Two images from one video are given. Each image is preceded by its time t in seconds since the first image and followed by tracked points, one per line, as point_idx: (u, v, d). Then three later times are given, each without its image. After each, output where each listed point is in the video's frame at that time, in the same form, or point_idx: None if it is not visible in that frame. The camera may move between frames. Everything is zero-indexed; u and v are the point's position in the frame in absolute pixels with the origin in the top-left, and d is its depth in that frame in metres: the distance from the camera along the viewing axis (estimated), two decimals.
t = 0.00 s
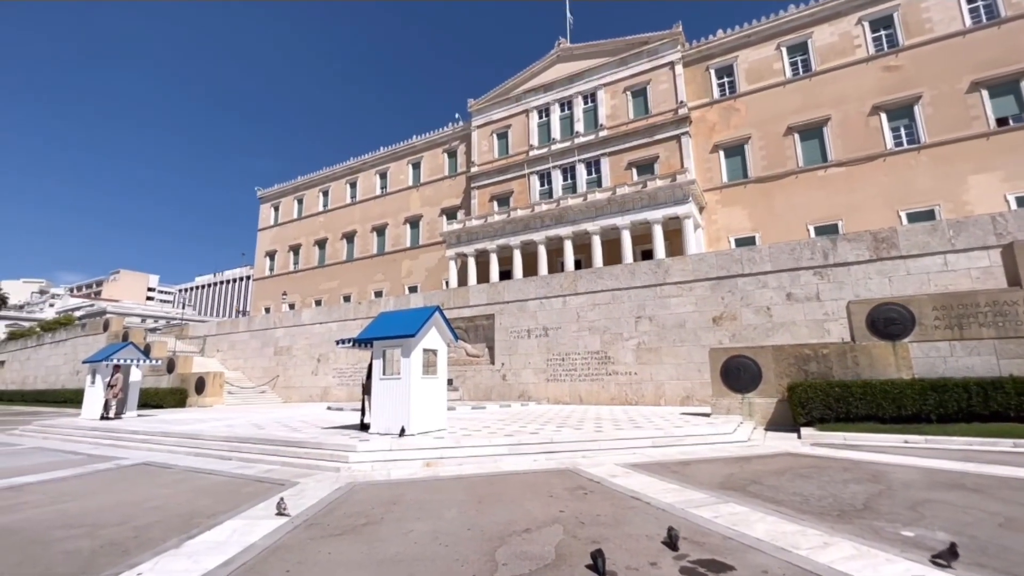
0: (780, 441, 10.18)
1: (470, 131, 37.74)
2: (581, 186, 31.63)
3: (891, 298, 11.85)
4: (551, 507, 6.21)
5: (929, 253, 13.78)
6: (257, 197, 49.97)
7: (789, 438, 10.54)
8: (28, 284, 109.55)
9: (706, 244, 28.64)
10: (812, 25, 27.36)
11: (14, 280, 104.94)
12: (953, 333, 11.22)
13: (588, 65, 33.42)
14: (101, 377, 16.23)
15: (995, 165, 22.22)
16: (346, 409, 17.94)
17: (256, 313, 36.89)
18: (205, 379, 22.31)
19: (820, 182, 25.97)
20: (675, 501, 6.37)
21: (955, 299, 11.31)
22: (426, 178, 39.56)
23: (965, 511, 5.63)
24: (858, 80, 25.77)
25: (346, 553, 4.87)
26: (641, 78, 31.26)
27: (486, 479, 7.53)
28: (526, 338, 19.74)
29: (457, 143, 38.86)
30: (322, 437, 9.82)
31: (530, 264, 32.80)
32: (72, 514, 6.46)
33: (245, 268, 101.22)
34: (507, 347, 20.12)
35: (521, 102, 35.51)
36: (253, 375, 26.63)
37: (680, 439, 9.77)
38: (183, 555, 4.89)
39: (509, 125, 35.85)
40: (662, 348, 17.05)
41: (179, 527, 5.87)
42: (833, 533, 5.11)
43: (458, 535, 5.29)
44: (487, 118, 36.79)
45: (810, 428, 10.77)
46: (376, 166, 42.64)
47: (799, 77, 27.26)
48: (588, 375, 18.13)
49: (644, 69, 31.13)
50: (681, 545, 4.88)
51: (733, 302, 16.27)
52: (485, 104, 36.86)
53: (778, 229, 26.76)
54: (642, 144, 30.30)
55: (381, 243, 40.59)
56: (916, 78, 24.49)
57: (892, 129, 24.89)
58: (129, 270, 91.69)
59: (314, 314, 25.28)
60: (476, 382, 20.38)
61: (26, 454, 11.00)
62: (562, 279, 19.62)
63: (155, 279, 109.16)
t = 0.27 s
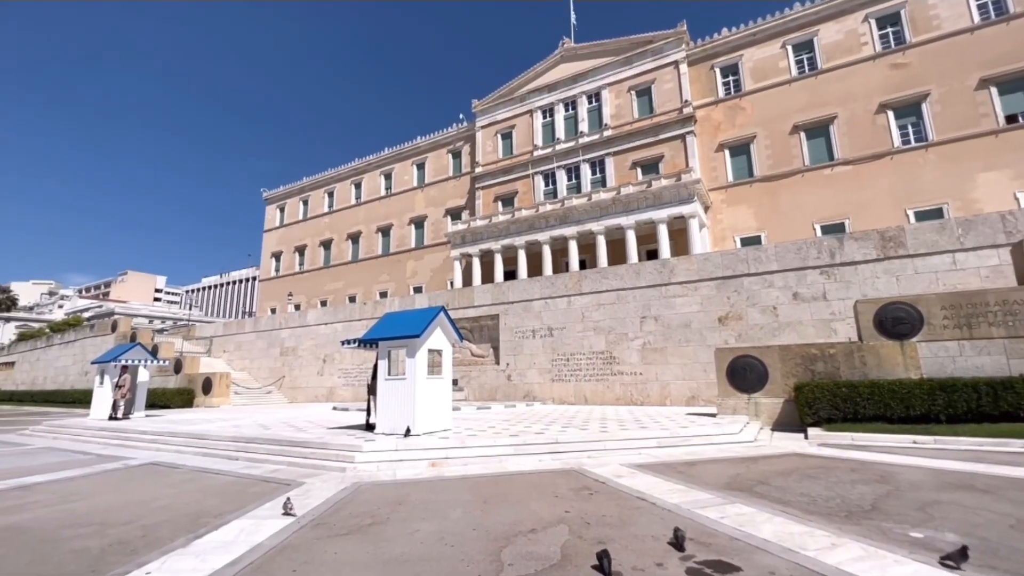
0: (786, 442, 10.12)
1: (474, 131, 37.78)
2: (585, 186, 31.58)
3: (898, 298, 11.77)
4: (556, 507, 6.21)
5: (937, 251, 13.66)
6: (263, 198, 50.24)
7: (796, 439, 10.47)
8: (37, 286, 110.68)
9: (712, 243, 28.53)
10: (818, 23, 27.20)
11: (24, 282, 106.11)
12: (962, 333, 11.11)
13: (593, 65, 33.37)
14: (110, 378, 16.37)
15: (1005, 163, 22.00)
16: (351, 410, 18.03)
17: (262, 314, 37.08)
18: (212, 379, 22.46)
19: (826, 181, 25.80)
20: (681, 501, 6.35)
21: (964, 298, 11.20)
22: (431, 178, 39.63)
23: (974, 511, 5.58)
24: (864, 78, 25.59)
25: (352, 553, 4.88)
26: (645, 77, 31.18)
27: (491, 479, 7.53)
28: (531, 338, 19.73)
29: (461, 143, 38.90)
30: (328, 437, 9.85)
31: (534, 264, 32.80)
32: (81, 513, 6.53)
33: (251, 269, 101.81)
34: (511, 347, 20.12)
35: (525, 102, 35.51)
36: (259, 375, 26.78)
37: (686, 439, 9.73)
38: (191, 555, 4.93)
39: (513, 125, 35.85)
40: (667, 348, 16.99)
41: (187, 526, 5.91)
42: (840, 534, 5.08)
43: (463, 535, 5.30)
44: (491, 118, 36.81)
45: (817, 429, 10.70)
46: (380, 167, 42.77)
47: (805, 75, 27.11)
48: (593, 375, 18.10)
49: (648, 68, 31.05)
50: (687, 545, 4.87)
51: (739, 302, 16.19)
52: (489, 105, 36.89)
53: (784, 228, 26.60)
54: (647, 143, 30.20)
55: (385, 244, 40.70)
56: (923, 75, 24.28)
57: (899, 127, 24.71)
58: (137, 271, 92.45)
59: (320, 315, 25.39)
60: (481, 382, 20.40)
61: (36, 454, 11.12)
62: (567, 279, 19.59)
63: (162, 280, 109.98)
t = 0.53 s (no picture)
0: (794, 442, 10.05)
1: (479, 132, 37.83)
2: (590, 185, 31.53)
3: (907, 296, 11.64)
4: (562, 508, 6.19)
5: (946, 250, 13.53)
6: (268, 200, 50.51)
7: (803, 439, 10.40)
8: (47, 288, 111.90)
9: (718, 242, 28.40)
10: (824, 21, 27.02)
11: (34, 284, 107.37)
12: (972, 332, 11.00)
13: (597, 64, 33.32)
14: (118, 378, 16.52)
15: (1015, 160, 21.76)
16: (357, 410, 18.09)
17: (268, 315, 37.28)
18: (219, 380, 22.60)
19: (833, 179, 25.61)
20: (687, 502, 6.32)
21: (974, 296, 11.08)
22: (435, 179, 39.71)
23: (985, 512, 5.52)
24: (872, 75, 25.38)
25: (358, 552, 4.90)
26: (650, 76, 31.08)
27: (497, 480, 7.53)
28: (536, 338, 19.72)
29: (466, 143, 38.96)
30: (334, 437, 9.89)
31: (539, 264, 32.80)
32: (91, 512, 6.59)
33: (258, 270, 102.43)
34: (517, 348, 20.12)
35: (530, 102, 35.50)
36: (265, 376, 26.93)
37: (692, 439, 9.69)
38: (199, 554, 4.96)
39: (518, 125, 35.86)
40: (673, 348, 16.93)
41: (195, 525, 5.95)
42: (849, 535, 5.03)
43: (469, 536, 5.30)
44: (496, 118, 36.83)
45: (825, 429, 10.63)
46: (385, 168, 42.91)
47: (811, 73, 26.93)
48: (598, 375, 18.07)
49: (653, 67, 30.96)
50: (694, 546, 4.84)
51: (745, 301, 16.10)
52: (493, 105, 36.90)
53: (791, 227, 26.43)
54: (652, 142, 30.11)
55: (390, 244, 40.82)
56: (932, 72, 24.05)
57: (906, 125, 24.49)
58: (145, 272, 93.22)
59: (326, 315, 25.50)
60: (486, 382, 20.41)
61: (46, 454, 11.23)
62: (572, 279, 19.56)
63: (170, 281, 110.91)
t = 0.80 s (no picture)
0: (802, 442, 9.98)
1: (484, 132, 37.87)
2: (595, 185, 31.47)
3: (917, 295, 11.51)
4: (568, 508, 6.18)
5: (957, 248, 13.37)
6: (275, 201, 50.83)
7: (811, 439, 10.32)
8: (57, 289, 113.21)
9: (724, 241, 28.26)
10: (831, 18, 26.81)
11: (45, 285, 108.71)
12: (983, 331, 10.90)
13: (602, 63, 33.24)
14: (128, 378, 16.69)
15: None
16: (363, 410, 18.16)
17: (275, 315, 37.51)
18: (227, 380, 22.76)
19: (841, 178, 25.40)
20: (694, 502, 6.28)
21: (985, 295, 10.97)
22: (440, 179, 39.78)
23: (997, 513, 5.45)
24: (880, 72, 25.15)
25: (365, 552, 4.91)
26: (655, 75, 30.98)
27: (503, 479, 7.53)
28: (542, 338, 19.70)
29: (471, 144, 39.00)
30: (341, 437, 9.93)
31: (544, 264, 32.79)
32: (101, 511, 6.65)
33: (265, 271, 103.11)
34: (522, 348, 20.11)
35: (535, 102, 35.47)
36: (273, 376, 27.09)
37: (699, 439, 9.64)
38: (208, 552, 5.00)
39: (523, 125, 35.84)
40: (680, 348, 16.86)
41: (203, 524, 6.00)
42: (858, 536, 4.98)
43: (475, 535, 5.30)
44: (501, 118, 36.84)
45: (833, 429, 10.54)
46: (391, 168, 43.05)
47: (818, 71, 26.73)
48: (604, 375, 18.03)
49: (658, 66, 30.85)
50: (701, 546, 4.82)
51: (752, 301, 16.00)
52: (498, 105, 36.92)
53: (798, 226, 26.24)
54: (657, 141, 30.00)
55: (396, 245, 40.95)
56: (941, 68, 23.79)
57: (916, 122, 24.24)
58: (153, 273, 94.06)
59: (332, 316, 25.62)
60: (492, 382, 20.43)
61: (57, 453, 11.36)
62: (578, 279, 19.53)
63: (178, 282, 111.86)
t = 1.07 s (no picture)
0: (811, 442, 9.89)
1: (490, 131, 37.88)
2: (602, 184, 31.37)
3: (928, 293, 11.33)
4: (576, 507, 6.17)
5: (968, 246, 13.20)
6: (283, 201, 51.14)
7: (821, 439, 10.23)
8: (69, 289, 114.55)
9: (732, 240, 28.09)
10: (840, 14, 26.55)
11: (57, 286, 110.10)
12: (996, 329, 10.76)
13: (608, 62, 33.15)
14: (138, 378, 16.85)
15: None
16: (371, 409, 18.22)
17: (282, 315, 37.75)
18: (236, 379, 22.94)
19: (850, 175, 25.15)
20: (703, 502, 6.24)
21: (998, 293, 10.82)
22: (447, 179, 39.85)
23: (1012, 515, 5.37)
24: (890, 68, 24.86)
25: (373, 550, 4.93)
26: (662, 73, 30.83)
27: (510, 479, 7.53)
28: (548, 338, 19.68)
29: (477, 143, 39.03)
30: (348, 436, 9.97)
31: (551, 263, 32.77)
32: (113, 509, 6.73)
33: (272, 271, 103.82)
34: (529, 347, 20.09)
35: (540, 101, 35.44)
36: (281, 376, 27.26)
37: (707, 439, 9.58)
38: (218, 550, 5.04)
39: (529, 125, 35.82)
40: (687, 347, 16.77)
41: (213, 522, 6.05)
42: (870, 537, 4.93)
43: (483, 535, 5.30)
44: (507, 118, 36.82)
45: (843, 429, 10.45)
46: (397, 168, 43.18)
47: (827, 67, 26.48)
48: (611, 374, 17.98)
49: (665, 64, 30.70)
50: (710, 547, 4.79)
51: (760, 300, 15.88)
52: (504, 105, 36.92)
53: (807, 224, 26.02)
54: (664, 139, 29.84)
55: (403, 245, 41.07)
56: (952, 64, 23.47)
57: (926, 118, 23.95)
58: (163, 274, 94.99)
59: (339, 316, 25.74)
60: (498, 382, 20.43)
61: (70, 452, 11.50)
62: (584, 278, 19.48)
63: (187, 283, 112.93)
